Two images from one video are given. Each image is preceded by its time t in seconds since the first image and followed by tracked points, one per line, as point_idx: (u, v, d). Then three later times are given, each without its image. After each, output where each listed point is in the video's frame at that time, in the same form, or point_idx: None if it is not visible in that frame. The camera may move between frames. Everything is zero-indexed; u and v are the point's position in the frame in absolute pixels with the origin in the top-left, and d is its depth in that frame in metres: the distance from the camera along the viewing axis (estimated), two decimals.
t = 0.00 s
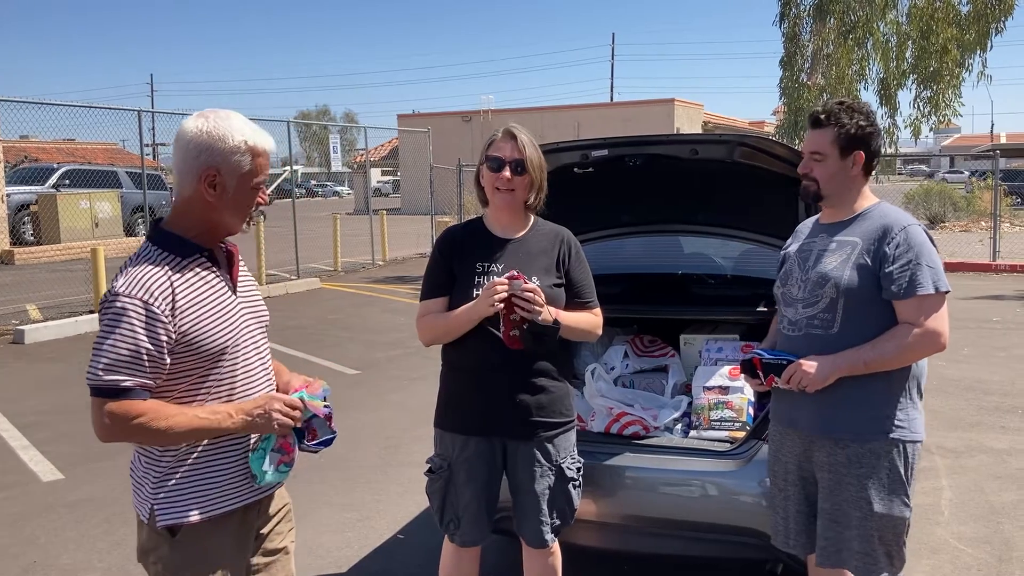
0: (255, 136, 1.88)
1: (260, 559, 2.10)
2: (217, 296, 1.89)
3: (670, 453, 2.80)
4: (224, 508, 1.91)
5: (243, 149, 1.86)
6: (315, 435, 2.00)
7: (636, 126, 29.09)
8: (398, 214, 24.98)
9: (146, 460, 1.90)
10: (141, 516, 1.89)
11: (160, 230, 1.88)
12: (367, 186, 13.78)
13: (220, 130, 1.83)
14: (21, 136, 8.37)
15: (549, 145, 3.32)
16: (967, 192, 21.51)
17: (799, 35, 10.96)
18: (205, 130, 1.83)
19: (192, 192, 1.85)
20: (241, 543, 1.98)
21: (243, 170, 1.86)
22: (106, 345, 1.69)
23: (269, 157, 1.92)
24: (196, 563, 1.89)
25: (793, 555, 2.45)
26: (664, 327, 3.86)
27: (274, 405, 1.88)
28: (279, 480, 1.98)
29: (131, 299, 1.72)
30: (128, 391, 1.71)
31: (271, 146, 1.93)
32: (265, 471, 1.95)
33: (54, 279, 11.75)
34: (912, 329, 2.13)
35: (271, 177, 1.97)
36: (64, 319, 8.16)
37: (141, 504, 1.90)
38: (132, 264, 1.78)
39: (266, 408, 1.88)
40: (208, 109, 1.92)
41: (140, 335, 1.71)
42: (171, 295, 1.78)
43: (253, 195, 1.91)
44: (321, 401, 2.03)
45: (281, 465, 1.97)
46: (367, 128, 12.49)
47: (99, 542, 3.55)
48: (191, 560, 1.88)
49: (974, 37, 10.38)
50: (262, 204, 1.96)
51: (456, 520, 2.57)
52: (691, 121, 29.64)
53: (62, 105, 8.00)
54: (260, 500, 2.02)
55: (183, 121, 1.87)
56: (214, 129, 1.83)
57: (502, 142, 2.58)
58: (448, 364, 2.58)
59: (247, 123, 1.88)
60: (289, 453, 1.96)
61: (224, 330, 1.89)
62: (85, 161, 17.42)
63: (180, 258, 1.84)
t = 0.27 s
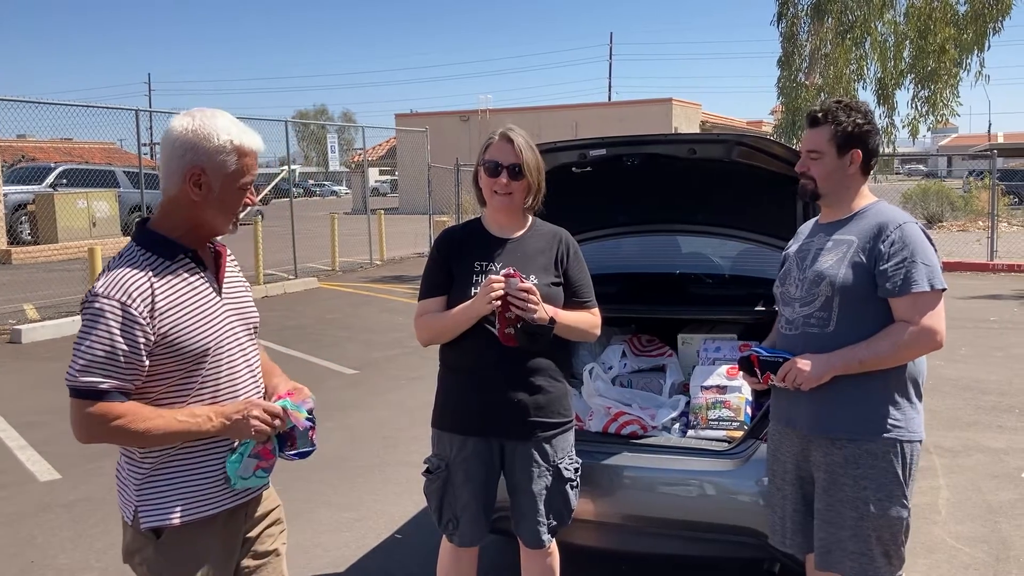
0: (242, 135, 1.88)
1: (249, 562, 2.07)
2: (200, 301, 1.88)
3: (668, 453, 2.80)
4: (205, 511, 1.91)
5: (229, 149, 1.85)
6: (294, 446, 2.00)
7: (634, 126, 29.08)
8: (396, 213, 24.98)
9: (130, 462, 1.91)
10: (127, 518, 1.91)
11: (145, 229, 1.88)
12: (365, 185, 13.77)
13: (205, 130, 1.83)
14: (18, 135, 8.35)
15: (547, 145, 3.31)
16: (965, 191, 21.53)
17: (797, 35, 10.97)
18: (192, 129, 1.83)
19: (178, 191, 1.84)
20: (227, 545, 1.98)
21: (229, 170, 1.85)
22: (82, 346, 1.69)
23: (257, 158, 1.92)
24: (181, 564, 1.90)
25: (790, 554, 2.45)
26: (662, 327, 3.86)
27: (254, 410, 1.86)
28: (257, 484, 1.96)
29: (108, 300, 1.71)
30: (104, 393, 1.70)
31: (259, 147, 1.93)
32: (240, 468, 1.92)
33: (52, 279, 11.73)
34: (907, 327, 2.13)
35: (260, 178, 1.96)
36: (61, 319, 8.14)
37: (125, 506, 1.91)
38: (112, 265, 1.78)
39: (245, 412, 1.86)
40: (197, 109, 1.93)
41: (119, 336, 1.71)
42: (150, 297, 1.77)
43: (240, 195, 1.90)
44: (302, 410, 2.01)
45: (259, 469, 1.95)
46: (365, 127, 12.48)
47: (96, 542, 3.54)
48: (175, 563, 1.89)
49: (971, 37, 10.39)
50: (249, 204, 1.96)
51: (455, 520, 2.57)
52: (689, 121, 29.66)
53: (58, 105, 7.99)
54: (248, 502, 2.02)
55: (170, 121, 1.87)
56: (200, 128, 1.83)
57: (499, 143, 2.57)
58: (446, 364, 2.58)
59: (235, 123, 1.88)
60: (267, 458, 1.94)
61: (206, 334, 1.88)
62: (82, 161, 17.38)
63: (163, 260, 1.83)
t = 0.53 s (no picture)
0: (213, 123, 1.86)
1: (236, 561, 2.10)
2: (195, 302, 1.88)
3: (665, 452, 2.80)
4: (201, 509, 1.91)
5: (206, 141, 1.84)
6: (293, 445, 2.03)
7: (631, 125, 29.09)
8: (394, 213, 24.98)
9: (121, 464, 1.87)
10: (117, 521, 1.87)
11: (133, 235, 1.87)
12: (363, 185, 13.77)
13: (179, 125, 1.82)
14: (15, 135, 8.33)
15: (544, 144, 3.32)
16: (961, 191, 21.57)
17: (794, 35, 10.98)
18: (164, 129, 1.81)
19: (165, 194, 1.84)
20: (216, 544, 1.99)
21: (211, 163, 1.85)
22: (84, 348, 1.68)
23: (234, 145, 1.91)
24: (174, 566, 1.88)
25: (784, 552, 2.46)
26: (660, 326, 3.87)
27: (266, 419, 1.92)
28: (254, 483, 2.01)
29: (109, 299, 1.70)
30: (107, 395, 1.69)
31: (233, 132, 1.92)
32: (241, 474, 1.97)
33: (49, 279, 11.71)
34: (902, 328, 2.14)
35: (240, 162, 1.96)
36: (58, 318, 8.13)
37: (114, 508, 1.87)
38: (110, 264, 1.77)
39: (257, 421, 1.91)
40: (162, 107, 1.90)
41: (122, 338, 1.71)
42: (150, 295, 1.77)
43: (227, 183, 1.90)
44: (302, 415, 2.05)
45: (258, 469, 2.00)
46: (362, 127, 12.48)
47: (93, 542, 3.54)
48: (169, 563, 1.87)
49: (969, 37, 10.40)
50: (238, 188, 1.96)
51: (454, 519, 2.57)
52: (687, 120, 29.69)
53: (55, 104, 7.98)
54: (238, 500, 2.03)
55: (139, 126, 1.85)
56: (175, 126, 1.81)
57: (497, 142, 2.57)
58: (445, 364, 2.58)
59: (204, 112, 1.86)
60: (268, 459, 1.99)
61: (203, 333, 1.88)
62: (79, 161, 17.36)
63: (157, 255, 1.82)
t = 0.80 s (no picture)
0: (217, 122, 1.86)
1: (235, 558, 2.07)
2: (204, 290, 1.89)
3: (663, 450, 2.80)
4: (210, 504, 1.90)
5: (208, 138, 1.83)
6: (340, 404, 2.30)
7: (629, 124, 29.08)
8: (392, 212, 24.96)
9: (128, 461, 1.85)
10: (122, 519, 1.84)
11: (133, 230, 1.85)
12: (361, 184, 13.76)
13: (180, 124, 1.81)
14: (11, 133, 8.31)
15: (542, 143, 3.31)
16: (959, 190, 21.60)
17: (792, 34, 10.97)
18: (167, 126, 1.80)
19: (166, 191, 1.83)
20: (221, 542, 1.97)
21: (212, 160, 1.84)
22: (129, 348, 1.69)
23: (235, 143, 1.90)
24: (178, 564, 1.86)
25: (780, 550, 2.46)
26: (658, 325, 3.87)
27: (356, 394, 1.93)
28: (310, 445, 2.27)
29: (134, 297, 1.71)
30: (167, 390, 1.72)
31: (235, 131, 1.91)
32: (319, 444, 2.20)
33: (46, 278, 11.69)
34: (899, 329, 2.13)
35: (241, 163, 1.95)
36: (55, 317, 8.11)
37: (120, 506, 1.85)
38: (120, 261, 1.75)
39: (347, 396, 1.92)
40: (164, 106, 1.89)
41: (155, 333, 1.72)
42: (168, 287, 1.78)
43: (226, 182, 1.89)
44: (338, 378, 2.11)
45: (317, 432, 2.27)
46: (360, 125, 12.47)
47: (90, 542, 3.53)
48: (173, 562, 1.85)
49: (966, 36, 10.40)
50: (235, 188, 1.95)
51: (453, 519, 2.57)
52: (684, 119, 29.69)
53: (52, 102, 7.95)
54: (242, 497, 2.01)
55: (142, 121, 1.84)
56: (175, 123, 1.80)
57: (495, 141, 2.57)
58: (443, 363, 2.57)
59: (208, 110, 1.86)
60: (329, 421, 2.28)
61: (216, 321, 1.91)
62: (76, 159, 17.32)
63: (158, 249, 1.81)
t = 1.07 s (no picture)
0: (237, 125, 1.87)
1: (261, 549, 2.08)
2: (227, 287, 1.90)
3: (661, 450, 2.80)
4: (238, 497, 1.92)
5: (227, 139, 1.84)
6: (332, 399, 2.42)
7: (628, 124, 29.09)
8: (390, 211, 24.98)
9: (158, 456, 1.87)
10: (152, 514, 1.86)
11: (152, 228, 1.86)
12: (359, 183, 13.77)
13: (201, 125, 1.82)
14: (10, 132, 8.31)
15: (540, 142, 3.31)
16: (957, 189, 21.63)
17: (790, 33, 11.00)
18: (188, 126, 1.81)
19: (184, 190, 1.83)
20: (248, 536, 1.98)
21: (230, 161, 1.85)
22: (160, 344, 1.71)
23: (253, 146, 1.90)
24: (208, 558, 1.87)
25: (779, 549, 2.46)
26: (655, 324, 3.88)
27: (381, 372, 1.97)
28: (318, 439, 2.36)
29: (163, 294, 1.73)
30: (198, 382, 1.73)
31: (254, 135, 1.92)
32: (337, 440, 2.31)
33: (44, 277, 11.69)
34: (896, 327, 2.14)
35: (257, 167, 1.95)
36: (54, 316, 8.13)
37: (149, 502, 1.86)
38: (145, 260, 1.77)
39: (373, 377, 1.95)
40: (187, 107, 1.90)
41: (184, 329, 1.74)
42: (193, 283, 1.79)
43: (242, 184, 1.90)
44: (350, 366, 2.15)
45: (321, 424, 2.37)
46: (358, 125, 12.47)
47: (89, 540, 3.54)
48: (203, 556, 1.87)
49: (964, 36, 10.42)
50: (251, 191, 1.96)
51: (451, 518, 2.57)
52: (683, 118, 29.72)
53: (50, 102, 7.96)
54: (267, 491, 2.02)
55: (163, 120, 1.85)
56: (196, 123, 1.81)
57: (494, 140, 2.57)
58: (441, 363, 2.57)
59: (228, 112, 1.87)
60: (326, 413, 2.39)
61: (241, 317, 1.93)
62: (74, 158, 17.33)
63: (180, 246, 1.82)
